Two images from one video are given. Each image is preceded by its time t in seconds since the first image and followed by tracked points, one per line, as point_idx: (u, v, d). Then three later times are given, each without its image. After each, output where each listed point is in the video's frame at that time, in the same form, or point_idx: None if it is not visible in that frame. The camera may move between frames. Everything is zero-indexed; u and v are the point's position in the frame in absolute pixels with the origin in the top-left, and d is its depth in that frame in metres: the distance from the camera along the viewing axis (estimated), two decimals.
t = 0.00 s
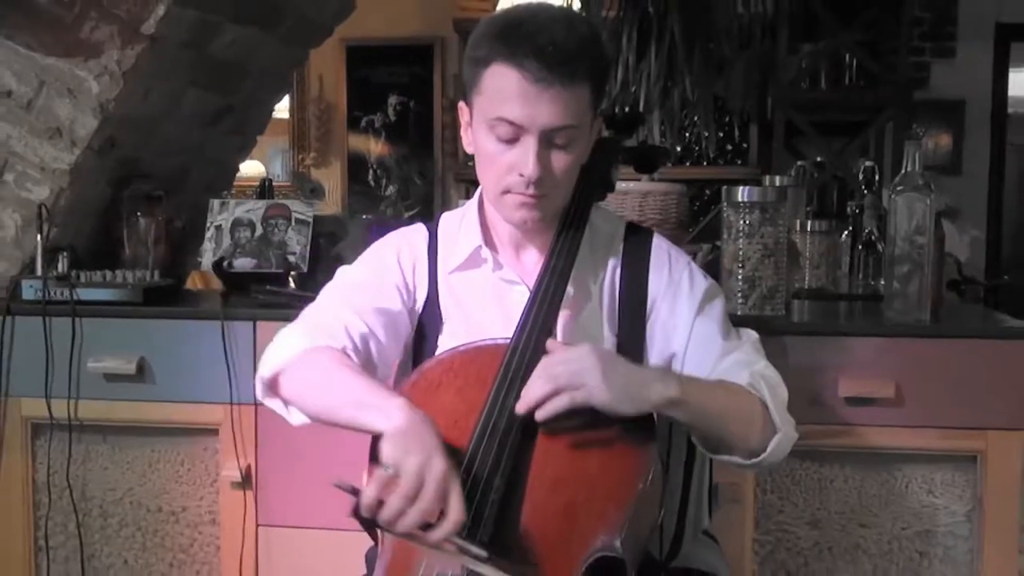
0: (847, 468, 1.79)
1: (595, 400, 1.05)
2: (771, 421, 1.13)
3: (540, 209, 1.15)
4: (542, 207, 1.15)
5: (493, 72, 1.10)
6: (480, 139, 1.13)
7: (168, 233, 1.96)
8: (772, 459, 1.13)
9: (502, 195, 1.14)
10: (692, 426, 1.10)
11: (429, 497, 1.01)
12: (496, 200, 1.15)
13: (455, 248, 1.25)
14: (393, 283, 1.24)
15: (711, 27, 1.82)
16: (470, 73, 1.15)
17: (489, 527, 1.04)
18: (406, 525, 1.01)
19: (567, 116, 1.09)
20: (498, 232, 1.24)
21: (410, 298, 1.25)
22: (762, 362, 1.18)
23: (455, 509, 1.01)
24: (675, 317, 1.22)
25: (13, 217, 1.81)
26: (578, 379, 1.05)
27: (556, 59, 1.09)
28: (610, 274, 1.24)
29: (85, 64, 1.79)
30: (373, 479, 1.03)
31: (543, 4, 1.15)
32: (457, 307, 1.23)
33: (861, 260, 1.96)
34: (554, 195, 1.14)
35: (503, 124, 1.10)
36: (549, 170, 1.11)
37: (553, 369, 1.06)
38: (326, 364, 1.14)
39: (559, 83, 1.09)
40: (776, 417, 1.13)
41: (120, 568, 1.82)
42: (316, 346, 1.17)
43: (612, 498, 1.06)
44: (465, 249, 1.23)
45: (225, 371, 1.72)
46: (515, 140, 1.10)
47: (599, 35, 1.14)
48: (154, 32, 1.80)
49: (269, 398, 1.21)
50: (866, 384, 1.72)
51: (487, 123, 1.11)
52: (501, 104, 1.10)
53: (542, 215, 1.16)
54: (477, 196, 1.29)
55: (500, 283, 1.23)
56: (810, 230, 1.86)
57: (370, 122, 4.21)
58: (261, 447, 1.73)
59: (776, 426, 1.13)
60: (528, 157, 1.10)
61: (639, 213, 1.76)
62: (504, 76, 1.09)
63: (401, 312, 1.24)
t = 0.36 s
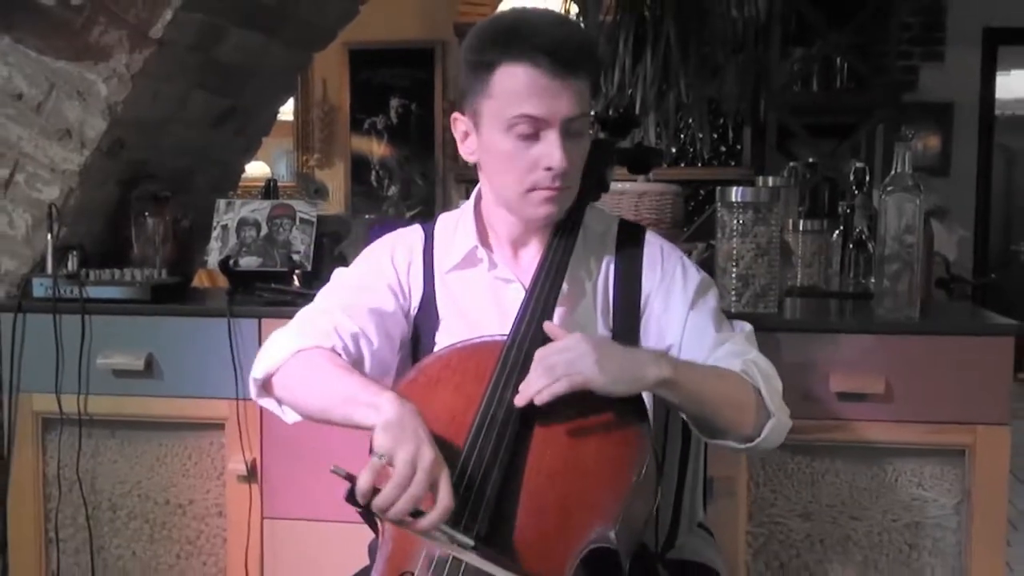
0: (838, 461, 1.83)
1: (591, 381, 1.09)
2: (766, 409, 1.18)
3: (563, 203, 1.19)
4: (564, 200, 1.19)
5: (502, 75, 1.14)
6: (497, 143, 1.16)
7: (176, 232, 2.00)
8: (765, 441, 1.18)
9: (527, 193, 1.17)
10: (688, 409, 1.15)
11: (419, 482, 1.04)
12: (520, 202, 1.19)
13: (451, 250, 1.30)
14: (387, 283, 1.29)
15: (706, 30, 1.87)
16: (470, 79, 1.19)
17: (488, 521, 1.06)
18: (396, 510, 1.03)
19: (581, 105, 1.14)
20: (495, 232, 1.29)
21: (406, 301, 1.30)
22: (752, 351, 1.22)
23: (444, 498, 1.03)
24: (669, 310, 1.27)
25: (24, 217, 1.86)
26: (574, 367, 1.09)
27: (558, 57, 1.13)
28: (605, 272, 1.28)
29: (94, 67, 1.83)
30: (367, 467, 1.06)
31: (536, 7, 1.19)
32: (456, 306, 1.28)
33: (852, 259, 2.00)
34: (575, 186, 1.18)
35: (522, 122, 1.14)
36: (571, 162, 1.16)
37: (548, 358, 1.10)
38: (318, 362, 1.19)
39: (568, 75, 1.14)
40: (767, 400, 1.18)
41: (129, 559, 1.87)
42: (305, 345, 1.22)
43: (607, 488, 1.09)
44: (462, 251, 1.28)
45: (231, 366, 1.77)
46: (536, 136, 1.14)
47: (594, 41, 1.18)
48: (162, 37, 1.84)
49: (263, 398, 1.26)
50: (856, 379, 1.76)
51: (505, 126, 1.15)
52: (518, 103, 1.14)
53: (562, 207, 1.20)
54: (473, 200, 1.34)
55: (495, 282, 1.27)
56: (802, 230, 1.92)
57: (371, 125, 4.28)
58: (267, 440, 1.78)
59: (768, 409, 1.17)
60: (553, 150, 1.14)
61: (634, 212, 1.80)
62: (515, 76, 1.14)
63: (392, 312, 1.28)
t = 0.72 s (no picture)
0: (829, 455, 1.88)
1: (592, 395, 1.09)
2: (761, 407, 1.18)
3: (576, 192, 1.21)
4: (578, 188, 1.20)
5: (510, 66, 1.18)
6: (509, 132, 1.19)
7: (183, 232, 2.05)
8: (759, 440, 1.18)
9: (540, 178, 1.19)
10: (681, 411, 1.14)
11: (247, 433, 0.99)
12: (534, 191, 1.20)
13: (461, 243, 1.31)
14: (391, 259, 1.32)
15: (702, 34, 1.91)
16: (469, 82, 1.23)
17: (490, 513, 1.10)
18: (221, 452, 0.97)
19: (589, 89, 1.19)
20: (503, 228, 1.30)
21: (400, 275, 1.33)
22: (749, 352, 1.23)
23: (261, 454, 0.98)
24: (668, 307, 1.28)
25: (34, 216, 1.91)
26: (572, 378, 1.09)
27: (563, 46, 1.18)
28: (606, 270, 1.31)
29: (103, 71, 1.88)
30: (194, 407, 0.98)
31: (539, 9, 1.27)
32: (463, 301, 1.29)
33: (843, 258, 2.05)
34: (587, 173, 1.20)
35: (534, 106, 1.17)
36: (584, 146, 1.18)
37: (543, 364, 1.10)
38: (259, 286, 1.19)
39: (575, 61, 1.18)
40: (762, 401, 1.18)
41: (137, 551, 1.91)
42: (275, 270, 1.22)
43: (607, 485, 1.11)
44: (472, 244, 1.29)
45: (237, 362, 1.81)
46: (549, 119, 1.17)
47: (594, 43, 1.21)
48: (169, 41, 1.88)
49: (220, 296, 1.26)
50: (846, 375, 1.80)
51: (516, 113, 1.18)
52: (530, 87, 1.17)
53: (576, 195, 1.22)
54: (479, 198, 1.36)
55: (504, 277, 1.28)
56: (794, 229, 1.97)
57: (375, 127, 4.32)
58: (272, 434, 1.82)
59: (762, 410, 1.18)
60: (565, 131, 1.17)
61: (631, 212, 1.85)
62: (522, 65, 1.18)
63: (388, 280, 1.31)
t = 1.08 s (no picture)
0: (821, 449, 1.92)
1: (610, 393, 1.13)
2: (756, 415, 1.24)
3: (594, 205, 1.26)
4: (595, 202, 1.25)
5: (539, 82, 1.21)
6: (532, 147, 1.22)
7: (189, 231, 2.09)
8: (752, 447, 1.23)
9: (562, 193, 1.23)
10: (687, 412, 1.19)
11: (438, 495, 1.08)
12: (554, 205, 1.24)
13: (466, 246, 1.36)
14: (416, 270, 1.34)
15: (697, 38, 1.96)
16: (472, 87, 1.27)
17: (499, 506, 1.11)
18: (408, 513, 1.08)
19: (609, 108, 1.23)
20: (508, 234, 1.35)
21: (430, 288, 1.35)
22: (749, 359, 1.28)
23: (449, 517, 1.08)
24: (671, 314, 1.33)
25: (44, 216, 1.95)
26: (588, 374, 1.13)
27: (586, 63, 1.22)
28: (609, 279, 1.34)
29: (111, 74, 1.92)
30: (392, 466, 1.09)
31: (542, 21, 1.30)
32: (468, 304, 1.33)
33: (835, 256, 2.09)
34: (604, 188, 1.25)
35: (560, 125, 1.21)
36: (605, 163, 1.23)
37: (561, 364, 1.14)
38: (351, 342, 1.23)
39: (598, 81, 1.22)
40: (758, 410, 1.23)
41: (145, 543, 1.96)
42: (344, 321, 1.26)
43: (612, 482, 1.13)
44: (478, 250, 1.34)
45: (242, 358, 1.85)
46: (573, 138, 1.22)
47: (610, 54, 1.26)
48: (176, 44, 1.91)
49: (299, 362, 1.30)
50: (840, 371, 1.84)
51: (542, 130, 1.22)
52: (554, 107, 1.21)
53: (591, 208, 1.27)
54: (486, 201, 1.40)
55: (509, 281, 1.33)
56: (787, 228, 2.02)
57: (377, 128, 4.36)
58: (277, 429, 1.86)
59: (758, 419, 1.23)
60: (590, 151, 1.21)
61: (628, 212, 1.89)
62: (549, 83, 1.21)
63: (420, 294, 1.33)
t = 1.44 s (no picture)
0: (814, 444, 1.96)
1: (570, 368, 1.11)
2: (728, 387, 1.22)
3: (542, 180, 1.27)
4: (541, 175, 1.27)
5: (474, 65, 1.26)
6: (473, 125, 1.26)
7: (196, 231, 2.14)
8: (728, 419, 1.22)
9: (505, 167, 1.25)
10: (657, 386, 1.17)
11: (392, 457, 1.07)
12: (500, 180, 1.26)
13: (447, 244, 1.37)
14: (381, 272, 1.38)
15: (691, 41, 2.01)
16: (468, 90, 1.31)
17: (472, 498, 1.08)
18: (365, 484, 1.07)
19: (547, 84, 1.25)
20: (486, 228, 1.36)
21: (394, 288, 1.38)
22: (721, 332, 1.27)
23: (410, 473, 1.07)
24: (645, 295, 1.33)
25: (54, 216, 2.00)
26: (549, 353, 1.11)
27: (520, 44, 1.26)
28: (584, 259, 1.35)
29: (119, 77, 1.96)
30: (344, 443, 1.10)
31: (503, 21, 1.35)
32: (450, 300, 1.34)
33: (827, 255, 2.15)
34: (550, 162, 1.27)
35: (496, 101, 1.25)
36: (544, 136, 1.25)
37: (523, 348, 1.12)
38: (296, 338, 1.28)
39: (532, 59, 1.25)
40: (731, 380, 1.22)
41: (152, 535, 2.00)
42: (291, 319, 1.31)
43: (587, 468, 1.10)
44: (456, 245, 1.35)
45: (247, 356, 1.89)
46: (508, 113, 1.25)
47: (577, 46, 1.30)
48: (182, 48, 1.96)
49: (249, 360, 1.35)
50: (828, 367, 1.88)
51: (480, 108, 1.25)
52: (489, 84, 1.25)
53: (541, 183, 1.28)
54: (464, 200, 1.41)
55: (489, 273, 1.33)
56: (780, 228, 2.05)
57: (378, 131, 4.44)
58: (280, 424, 1.90)
59: (732, 389, 1.21)
60: (524, 122, 1.24)
61: (624, 211, 1.93)
62: (484, 63, 1.25)
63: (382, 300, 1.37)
